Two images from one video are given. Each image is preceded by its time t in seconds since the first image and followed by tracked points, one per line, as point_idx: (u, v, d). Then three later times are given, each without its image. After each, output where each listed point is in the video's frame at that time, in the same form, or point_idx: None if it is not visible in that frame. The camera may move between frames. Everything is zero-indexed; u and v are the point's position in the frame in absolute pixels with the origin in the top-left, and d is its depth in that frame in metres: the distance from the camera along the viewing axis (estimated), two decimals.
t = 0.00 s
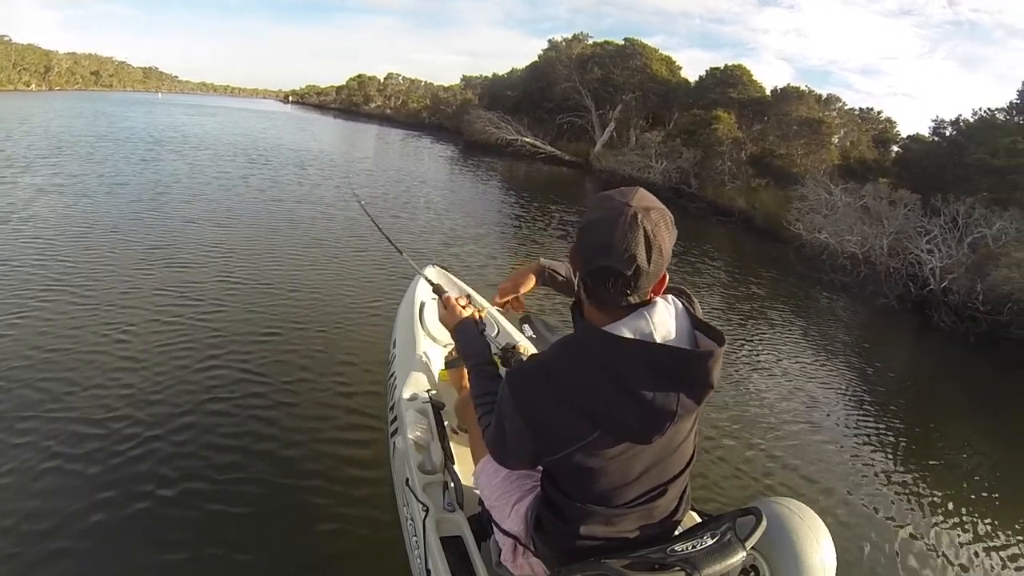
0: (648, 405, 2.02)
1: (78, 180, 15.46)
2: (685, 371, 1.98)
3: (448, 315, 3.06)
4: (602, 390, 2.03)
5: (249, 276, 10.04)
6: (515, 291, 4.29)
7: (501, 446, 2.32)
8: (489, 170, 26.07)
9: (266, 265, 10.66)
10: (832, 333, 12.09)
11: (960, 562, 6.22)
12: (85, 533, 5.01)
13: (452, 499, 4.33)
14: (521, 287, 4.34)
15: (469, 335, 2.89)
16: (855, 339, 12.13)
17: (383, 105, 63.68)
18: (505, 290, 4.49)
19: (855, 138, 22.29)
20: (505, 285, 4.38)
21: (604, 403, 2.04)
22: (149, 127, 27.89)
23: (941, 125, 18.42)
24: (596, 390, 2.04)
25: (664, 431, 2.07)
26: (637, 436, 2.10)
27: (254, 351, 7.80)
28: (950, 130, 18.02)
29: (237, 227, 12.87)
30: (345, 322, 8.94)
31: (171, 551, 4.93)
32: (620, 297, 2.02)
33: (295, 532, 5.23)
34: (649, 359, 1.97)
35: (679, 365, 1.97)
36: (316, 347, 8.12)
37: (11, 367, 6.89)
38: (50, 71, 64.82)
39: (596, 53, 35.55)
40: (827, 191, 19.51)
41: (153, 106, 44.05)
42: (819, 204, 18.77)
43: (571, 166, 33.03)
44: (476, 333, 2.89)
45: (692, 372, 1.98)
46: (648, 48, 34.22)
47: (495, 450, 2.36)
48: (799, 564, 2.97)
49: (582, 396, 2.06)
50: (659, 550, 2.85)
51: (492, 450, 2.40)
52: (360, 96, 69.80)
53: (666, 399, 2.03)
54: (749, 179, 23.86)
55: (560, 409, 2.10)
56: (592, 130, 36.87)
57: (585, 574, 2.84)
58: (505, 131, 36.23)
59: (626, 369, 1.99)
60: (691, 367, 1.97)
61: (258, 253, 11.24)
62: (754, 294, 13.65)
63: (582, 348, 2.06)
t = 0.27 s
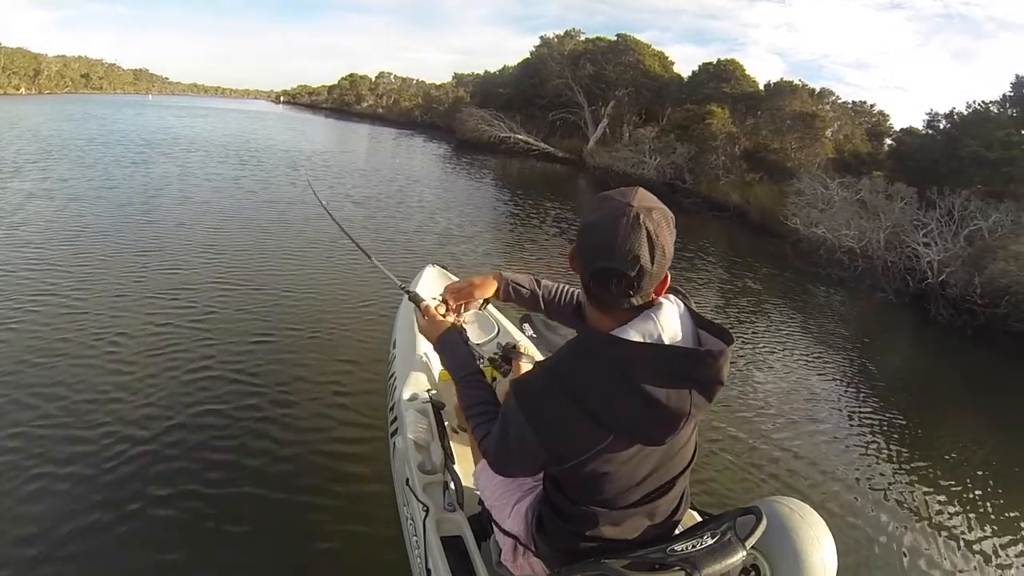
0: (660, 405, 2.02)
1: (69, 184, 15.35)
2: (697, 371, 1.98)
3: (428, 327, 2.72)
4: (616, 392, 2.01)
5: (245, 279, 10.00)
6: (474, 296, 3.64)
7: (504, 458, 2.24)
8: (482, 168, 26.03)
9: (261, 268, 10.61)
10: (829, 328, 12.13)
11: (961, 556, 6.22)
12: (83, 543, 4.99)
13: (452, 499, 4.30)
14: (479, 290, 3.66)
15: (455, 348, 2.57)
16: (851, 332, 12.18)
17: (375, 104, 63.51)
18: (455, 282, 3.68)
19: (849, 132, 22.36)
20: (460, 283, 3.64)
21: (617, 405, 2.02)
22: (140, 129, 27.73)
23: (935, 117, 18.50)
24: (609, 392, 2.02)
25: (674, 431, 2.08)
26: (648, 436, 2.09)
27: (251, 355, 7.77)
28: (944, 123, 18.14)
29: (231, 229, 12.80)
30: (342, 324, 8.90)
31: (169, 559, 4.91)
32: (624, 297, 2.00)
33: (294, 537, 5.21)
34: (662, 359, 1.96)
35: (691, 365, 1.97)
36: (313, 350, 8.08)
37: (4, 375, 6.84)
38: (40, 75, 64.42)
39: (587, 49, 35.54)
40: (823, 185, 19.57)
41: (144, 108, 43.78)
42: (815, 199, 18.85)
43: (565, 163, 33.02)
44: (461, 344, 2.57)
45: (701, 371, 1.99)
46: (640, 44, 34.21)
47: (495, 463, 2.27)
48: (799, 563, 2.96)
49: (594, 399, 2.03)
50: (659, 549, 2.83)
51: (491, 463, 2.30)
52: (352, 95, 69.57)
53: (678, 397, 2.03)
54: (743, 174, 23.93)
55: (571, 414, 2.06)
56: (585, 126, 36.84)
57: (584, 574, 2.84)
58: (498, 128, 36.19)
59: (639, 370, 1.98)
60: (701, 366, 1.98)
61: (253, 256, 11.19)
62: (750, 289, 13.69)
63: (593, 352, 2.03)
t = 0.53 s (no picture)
0: (671, 409, 2.03)
1: (57, 183, 15.16)
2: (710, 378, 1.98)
3: (421, 332, 2.64)
4: (628, 395, 2.01)
5: (238, 281, 9.91)
6: (463, 296, 3.45)
7: (508, 463, 2.20)
8: (475, 169, 25.99)
9: (254, 269, 10.52)
10: (823, 331, 12.17)
11: (958, 557, 6.27)
12: (75, 552, 4.94)
13: (452, 500, 4.28)
14: (469, 290, 3.47)
15: (450, 353, 2.51)
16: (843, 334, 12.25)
17: (367, 104, 63.34)
18: (444, 281, 3.49)
19: (841, 135, 22.52)
20: (449, 282, 3.45)
21: (630, 407, 2.02)
22: (129, 127, 27.47)
23: (927, 121, 18.67)
24: (621, 395, 2.02)
25: (685, 432, 2.08)
26: (657, 439, 2.10)
27: (245, 358, 7.70)
28: (937, 126, 18.31)
29: (223, 229, 12.68)
30: (337, 327, 8.83)
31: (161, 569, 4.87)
32: (634, 301, 1.98)
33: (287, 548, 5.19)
34: (676, 364, 1.96)
35: (705, 371, 1.96)
36: (308, 353, 8.01)
37: None
38: (30, 74, 63.76)
39: (580, 50, 35.57)
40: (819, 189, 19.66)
41: (133, 106, 43.37)
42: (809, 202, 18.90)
43: (557, 164, 33.05)
44: (457, 349, 2.51)
45: (714, 375, 1.97)
46: (633, 45, 34.25)
47: (498, 468, 2.22)
48: (799, 563, 2.96)
49: (606, 402, 2.02)
50: (658, 550, 2.83)
51: (494, 468, 2.26)
52: (343, 94, 69.28)
53: (688, 401, 2.04)
54: (736, 176, 24.03)
55: (582, 418, 2.05)
56: (577, 127, 36.84)
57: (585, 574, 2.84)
58: (490, 129, 36.15)
59: (652, 373, 1.97)
60: (713, 373, 1.97)
61: (246, 257, 11.09)
62: (743, 291, 13.75)
63: (606, 355, 2.02)
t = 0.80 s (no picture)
0: (678, 409, 2.03)
1: (45, 183, 14.96)
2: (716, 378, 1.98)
3: (418, 336, 2.58)
4: (635, 395, 2.00)
5: (231, 282, 9.83)
6: (458, 298, 3.40)
7: (511, 466, 2.16)
8: (467, 169, 25.93)
9: (247, 270, 10.44)
10: (817, 330, 12.24)
11: (953, 556, 6.32)
12: (70, 558, 4.89)
13: (451, 499, 4.28)
14: (464, 292, 3.41)
15: (448, 359, 2.47)
16: (835, 333, 12.32)
17: (357, 104, 63.10)
18: (438, 283, 3.43)
19: (833, 135, 22.65)
20: (444, 285, 3.39)
21: (636, 409, 2.01)
22: (117, 126, 27.17)
23: (919, 121, 18.83)
24: (628, 396, 2.01)
25: (689, 432, 2.09)
26: (661, 439, 2.10)
27: (240, 360, 7.65)
28: (928, 127, 18.48)
29: (216, 229, 12.59)
30: (332, 329, 8.78)
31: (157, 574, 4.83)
32: (640, 301, 1.98)
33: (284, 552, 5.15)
34: (684, 364, 1.96)
35: (711, 371, 1.97)
36: (303, 356, 7.96)
37: None
38: (18, 72, 62.98)
39: (571, 50, 35.58)
40: (813, 189, 19.74)
41: (120, 105, 42.93)
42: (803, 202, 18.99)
43: (548, 164, 33.04)
44: (455, 352, 2.48)
45: (719, 375, 1.98)
46: (625, 45, 34.30)
47: (500, 471, 2.18)
48: (799, 563, 2.95)
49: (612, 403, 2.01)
50: (659, 549, 2.83)
51: (495, 471, 2.22)
52: (333, 94, 68.92)
53: (694, 401, 2.05)
54: (727, 175, 24.12)
55: (589, 419, 2.03)
56: (569, 126, 36.85)
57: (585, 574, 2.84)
58: (481, 128, 36.08)
59: (659, 374, 1.98)
60: (719, 373, 1.98)
61: (239, 258, 11.00)
62: (737, 291, 13.80)
63: (613, 354, 2.01)
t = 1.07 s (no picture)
0: (680, 410, 2.02)
1: (33, 186, 14.81)
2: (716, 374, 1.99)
3: (412, 344, 2.57)
4: (638, 397, 1.98)
5: (225, 285, 9.77)
6: (448, 305, 3.36)
7: (511, 473, 2.12)
8: (458, 167, 25.86)
9: (240, 273, 10.37)
10: (811, 324, 12.29)
11: (954, 551, 6.33)
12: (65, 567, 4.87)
13: (451, 500, 4.26)
14: (455, 298, 3.37)
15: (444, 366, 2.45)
16: (829, 327, 12.38)
17: (347, 103, 62.87)
18: (430, 287, 3.40)
19: (825, 129, 22.73)
20: (433, 292, 3.36)
21: (638, 412, 1.99)
22: (105, 128, 26.95)
23: (912, 115, 18.94)
24: (630, 398, 1.99)
25: (692, 434, 2.07)
26: (664, 442, 2.08)
27: (235, 365, 7.59)
28: (921, 120, 18.59)
29: (207, 231, 12.49)
30: (327, 331, 8.72)
31: None
32: (645, 303, 1.95)
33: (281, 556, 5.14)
34: (684, 365, 1.96)
35: (711, 370, 1.98)
36: (298, 360, 7.90)
37: None
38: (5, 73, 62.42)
39: (562, 46, 35.54)
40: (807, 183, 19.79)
41: (108, 106, 42.59)
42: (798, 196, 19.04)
43: (540, 160, 33.02)
44: (452, 359, 2.45)
45: (721, 376, 2.00)
46: (616, 40, 34.29)
47: (499, 478, 2.15)
48: (799, 564, 2.94)
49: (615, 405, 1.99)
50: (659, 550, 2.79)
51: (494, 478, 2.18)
52: (323, 92, 68.59)
53: (697, 403, 2.04)
54: (720, 170, 24.17)
55: (589, 421, 2.00)
56: (560, 122, 36.81)
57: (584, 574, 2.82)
58: (472, 126, 35.99)
59: (661, 376, 1.96)
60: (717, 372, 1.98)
61: (231, 260, 10.92)
62: (731, 286, 13.84)
63: (613, 357, 1.99)
